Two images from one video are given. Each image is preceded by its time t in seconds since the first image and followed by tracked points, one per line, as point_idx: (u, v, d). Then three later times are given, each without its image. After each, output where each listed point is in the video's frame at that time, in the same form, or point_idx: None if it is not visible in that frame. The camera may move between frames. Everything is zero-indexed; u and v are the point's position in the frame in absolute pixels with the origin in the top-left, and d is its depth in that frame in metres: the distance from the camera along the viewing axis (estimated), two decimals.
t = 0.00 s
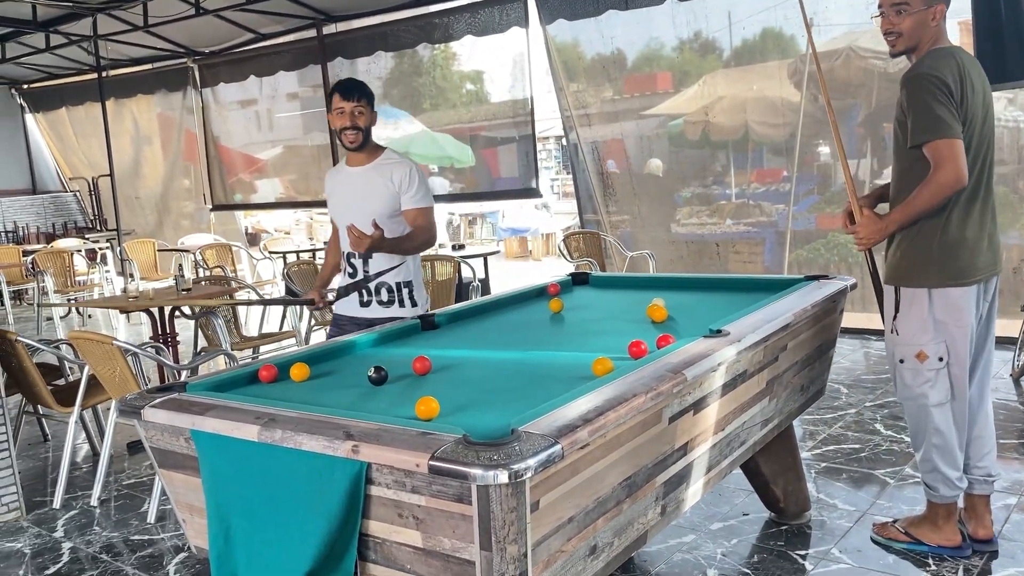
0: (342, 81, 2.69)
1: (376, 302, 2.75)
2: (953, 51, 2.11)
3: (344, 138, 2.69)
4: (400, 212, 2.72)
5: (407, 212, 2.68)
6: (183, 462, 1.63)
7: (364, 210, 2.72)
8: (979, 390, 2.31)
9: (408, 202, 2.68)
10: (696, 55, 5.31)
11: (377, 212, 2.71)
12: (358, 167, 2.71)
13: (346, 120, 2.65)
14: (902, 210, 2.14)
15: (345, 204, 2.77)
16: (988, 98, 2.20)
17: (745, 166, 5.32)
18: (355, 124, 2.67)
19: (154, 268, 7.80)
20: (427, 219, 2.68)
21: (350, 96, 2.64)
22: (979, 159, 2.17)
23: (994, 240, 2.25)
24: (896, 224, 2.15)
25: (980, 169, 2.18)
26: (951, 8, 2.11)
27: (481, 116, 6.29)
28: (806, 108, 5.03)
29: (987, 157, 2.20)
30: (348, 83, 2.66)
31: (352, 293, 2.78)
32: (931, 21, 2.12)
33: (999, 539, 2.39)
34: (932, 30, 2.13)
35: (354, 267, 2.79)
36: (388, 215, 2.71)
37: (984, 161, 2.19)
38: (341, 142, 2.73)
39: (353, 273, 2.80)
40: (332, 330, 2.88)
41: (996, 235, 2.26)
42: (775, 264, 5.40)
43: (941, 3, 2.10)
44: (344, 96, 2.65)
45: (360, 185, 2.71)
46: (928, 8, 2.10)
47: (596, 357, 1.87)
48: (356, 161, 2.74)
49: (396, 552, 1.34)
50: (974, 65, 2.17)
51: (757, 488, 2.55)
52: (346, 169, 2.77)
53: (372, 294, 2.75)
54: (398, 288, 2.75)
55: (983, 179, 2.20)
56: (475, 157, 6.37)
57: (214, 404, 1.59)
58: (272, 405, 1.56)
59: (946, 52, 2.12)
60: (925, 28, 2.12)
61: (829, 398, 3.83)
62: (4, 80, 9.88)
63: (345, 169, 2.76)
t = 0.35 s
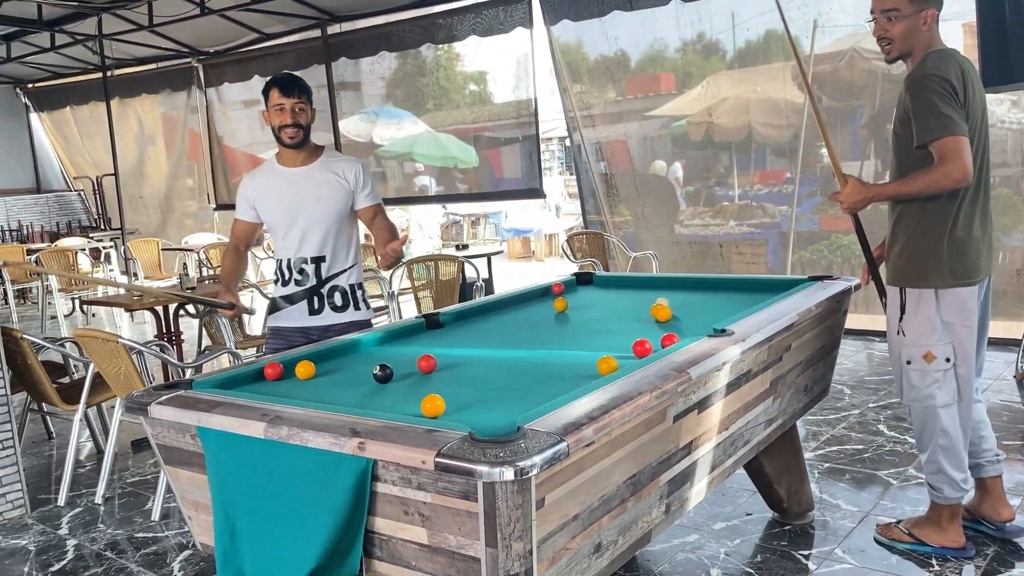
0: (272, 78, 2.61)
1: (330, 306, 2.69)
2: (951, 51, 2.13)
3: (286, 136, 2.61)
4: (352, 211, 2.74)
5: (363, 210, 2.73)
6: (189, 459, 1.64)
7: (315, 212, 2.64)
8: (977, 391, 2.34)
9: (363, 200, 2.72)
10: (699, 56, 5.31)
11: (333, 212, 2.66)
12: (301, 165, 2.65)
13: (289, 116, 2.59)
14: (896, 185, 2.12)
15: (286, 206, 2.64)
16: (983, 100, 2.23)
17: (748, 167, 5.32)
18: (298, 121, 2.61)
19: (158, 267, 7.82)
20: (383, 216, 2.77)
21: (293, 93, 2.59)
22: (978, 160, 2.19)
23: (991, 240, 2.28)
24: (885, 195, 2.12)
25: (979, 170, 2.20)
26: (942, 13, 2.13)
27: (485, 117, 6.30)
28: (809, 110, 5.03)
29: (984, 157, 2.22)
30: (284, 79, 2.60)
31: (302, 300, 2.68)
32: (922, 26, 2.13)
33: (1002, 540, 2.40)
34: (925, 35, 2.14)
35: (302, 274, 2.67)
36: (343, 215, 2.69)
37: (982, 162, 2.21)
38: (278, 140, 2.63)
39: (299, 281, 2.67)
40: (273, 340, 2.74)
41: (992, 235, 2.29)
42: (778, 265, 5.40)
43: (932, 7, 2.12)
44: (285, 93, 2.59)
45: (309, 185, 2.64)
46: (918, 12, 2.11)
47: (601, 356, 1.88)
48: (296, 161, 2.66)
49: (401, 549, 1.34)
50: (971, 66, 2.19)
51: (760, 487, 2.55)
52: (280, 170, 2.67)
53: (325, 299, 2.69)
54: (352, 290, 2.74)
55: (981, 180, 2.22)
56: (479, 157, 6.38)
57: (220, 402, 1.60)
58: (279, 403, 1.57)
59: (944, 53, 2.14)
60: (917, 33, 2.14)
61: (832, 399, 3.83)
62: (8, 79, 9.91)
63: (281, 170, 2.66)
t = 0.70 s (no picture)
0: (266, 73, 2.60)
1: (331, 305, 2.69)
2: (945, 63, 2.14)
3: (288, 130, 2.60)
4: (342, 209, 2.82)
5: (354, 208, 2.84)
6: (189, 461, 1.64)
7: (318, 207, 2.66)
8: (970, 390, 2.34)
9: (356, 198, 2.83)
10: (700, 59, 5.31)
11: (337, 207, 2.72)
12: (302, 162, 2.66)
13: (291, 110, 2.59)
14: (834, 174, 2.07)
15: (286, 202, 2.60)
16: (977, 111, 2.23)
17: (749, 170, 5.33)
18: (298, 115, 2.61)
19: (158, 269, 7.82)
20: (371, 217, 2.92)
21: (295, 88, 2.60)
22: (970, 169, 2.20)
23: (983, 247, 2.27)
24: (818, 183, 2.10)
25: (971, 180, 2.20)
26: (938, 27, 2.15)
27: (485, 119, 6.30)
28: (809, 113, 5.02)
29: (977, 168, 2.22)
30: (280, 74, 2.60)
31: (304, 298, 2.65)
32: (918, 39, 2.16)
33: (1002, 545, 2.39)
34: (920, 48, 2.17)
35: (304, 271, 2.64)
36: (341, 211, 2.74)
37: (975, 170, 2.22)
38: (276, 135, 2.60)
39: (301, 278, 2.65)
40: (266, 344, 2.66)
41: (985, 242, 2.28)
42: (778, 268, 5.39)
43: (928, 21, 2.14)
44: (283, 86, 2.58)
45: (310, 182, 2.65)
46: (914, 26, 2.14)
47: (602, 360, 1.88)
48: (293, 157, 2.65)
49: (402, 552, 1.34)
50: (965, 76, 2.19)
51: (761, 491, 2.55)
52: (276, 166, 2.63)
53: (326, 297, 2.69)
54: (348, 288, 2.76)
55: (976, 189, 2.22)
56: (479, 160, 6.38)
57: (222, 404, 1.60)
58: (280, 405, 1.57)
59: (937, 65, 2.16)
60: (912, 46, 2.17)
61: (832, 403, 3.83)
62: (9, 81, 9.92)
63: (277, 165, 2.63)
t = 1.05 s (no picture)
0: (280, 75, 2.58)
1: (343, 307, 2.71)
2: (927, 71, 2.27)
3: (304, 134, 2.59)
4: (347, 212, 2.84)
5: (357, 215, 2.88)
6: (188, 463, 1.63)
7: (331, 210, 2.68)
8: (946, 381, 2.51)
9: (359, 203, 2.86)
10: (700, 63, 5.31)
11: (344, 211, 2.75)
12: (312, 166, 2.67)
13: (307, 113, 2.59)
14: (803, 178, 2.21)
15: (300, 203, 2.61)
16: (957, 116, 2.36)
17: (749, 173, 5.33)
18: (312, 119, 2.61)
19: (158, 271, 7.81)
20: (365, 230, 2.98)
21: (311, 91, 2.59)
22: (949, 171, 2.33)
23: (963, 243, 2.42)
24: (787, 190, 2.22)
25: (950, 181, 2.34)
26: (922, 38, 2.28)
27: (485, 122, 6.30)
28: (809, 117, 5.02)
29: (958, 170, 2.35)
30: (294, 76, 2.59)
31: (317, 299, 2.65)
32: (904, 49, 2.28)
33: (1002, 549, 2.39)
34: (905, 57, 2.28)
35: (318, 272, 2.65)
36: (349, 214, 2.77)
37: (955, 172, 2.35)
38: (290, 137, 2.59)
39: (315, 279, 2.65)
40: (278, 347, 2.65)
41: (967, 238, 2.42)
42: (778, 272, 5.39)
43: (912, 33, 2.27)
44: (298, 89, 2.58)
45: (322, 184, 2.67)
46: (900, 38, 2.26)
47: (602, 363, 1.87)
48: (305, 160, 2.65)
49: (402, 555, 1.34)
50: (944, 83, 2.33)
51: (761, 495, 2.53)
52: (289, 167, 2.63)
53: (338, 299, 2.70)
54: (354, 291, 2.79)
55: (956, 190, 2.36)
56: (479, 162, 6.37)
57: (221, 406, 1.59)
58: (279, 408, 1.57)
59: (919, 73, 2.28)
60: (899, 56, 2.28)
61: (833, 406, 3.83)
62: (9, 82, 9.92)
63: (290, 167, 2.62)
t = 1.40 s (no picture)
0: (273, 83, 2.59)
1: (329, 315, 2.70)
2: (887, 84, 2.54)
3: (295, 142, 2.61)
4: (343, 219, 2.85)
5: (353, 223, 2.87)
6: (184, 467, 1.62)
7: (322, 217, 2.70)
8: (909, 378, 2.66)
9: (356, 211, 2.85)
10: (699, 67, 5.31)
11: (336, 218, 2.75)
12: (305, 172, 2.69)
13: (295, 121, 2.60)
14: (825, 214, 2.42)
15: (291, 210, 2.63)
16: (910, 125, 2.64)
17: (747, 177, 5.32)
18: (303, 127, 2.63)
19: (156, 274, 7.79)
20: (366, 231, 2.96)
21: (303, 100, 2.60)
22: (910, 176, 2.60)
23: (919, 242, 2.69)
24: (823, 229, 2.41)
25: (912, 186, 2.60)
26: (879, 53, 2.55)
27: (484, 125, 6.30)
28: (806, 121, 5.03)
29: (917, 175, 2.62)
30: (287, 84, 2.60)
31: (304, 306, 2.66)
32: (865, 63, 2.55)
33: (1002, 554, 2.38)
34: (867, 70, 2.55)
35: (305, 280, 2.66)
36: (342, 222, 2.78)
37: (914, 177, 2.62)
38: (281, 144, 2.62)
39: (302, 286, 2.65)
40: (268, 350, 2.67)
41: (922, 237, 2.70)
42: (777, 276, 5.39)
43: (871, 47, 2.53)
44: (290, 97, 2.58)
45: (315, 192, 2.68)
46: (862, 52, 2.52)
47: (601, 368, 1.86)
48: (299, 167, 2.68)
49: (399, 562, 1.33)
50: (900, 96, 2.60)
51: (761, 501, 2.52)
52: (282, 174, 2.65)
53: (324, 307, 2.70)
54: (344, 299, 2.79)
55: (916, 193, 2.62)
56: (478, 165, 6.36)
57: (218, 411, 1.58)
58: (276, 412, 1.56)
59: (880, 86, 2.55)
60: (860, 70, 2.55)
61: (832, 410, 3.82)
62: (8, 85, 9.92)
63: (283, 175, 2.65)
